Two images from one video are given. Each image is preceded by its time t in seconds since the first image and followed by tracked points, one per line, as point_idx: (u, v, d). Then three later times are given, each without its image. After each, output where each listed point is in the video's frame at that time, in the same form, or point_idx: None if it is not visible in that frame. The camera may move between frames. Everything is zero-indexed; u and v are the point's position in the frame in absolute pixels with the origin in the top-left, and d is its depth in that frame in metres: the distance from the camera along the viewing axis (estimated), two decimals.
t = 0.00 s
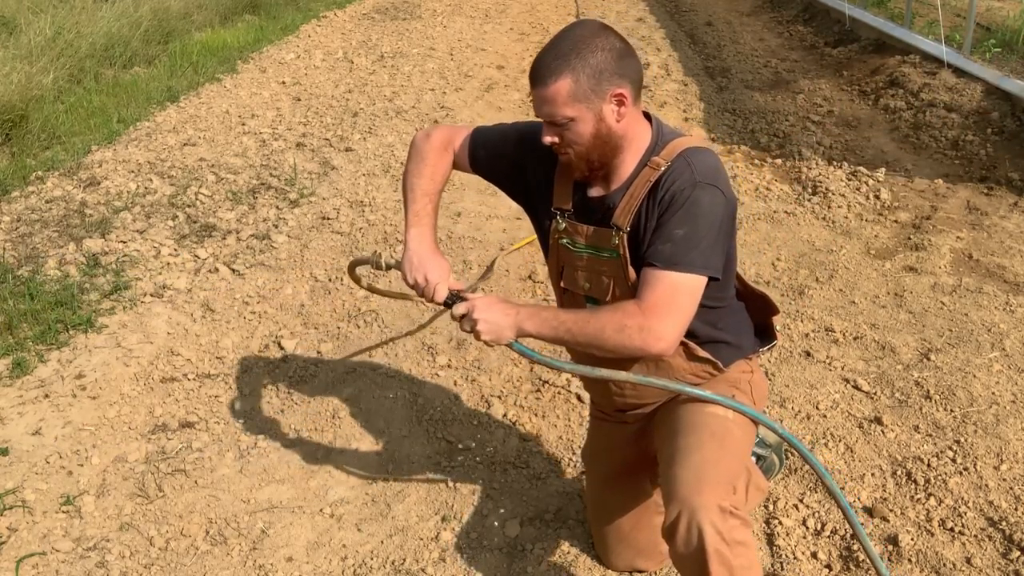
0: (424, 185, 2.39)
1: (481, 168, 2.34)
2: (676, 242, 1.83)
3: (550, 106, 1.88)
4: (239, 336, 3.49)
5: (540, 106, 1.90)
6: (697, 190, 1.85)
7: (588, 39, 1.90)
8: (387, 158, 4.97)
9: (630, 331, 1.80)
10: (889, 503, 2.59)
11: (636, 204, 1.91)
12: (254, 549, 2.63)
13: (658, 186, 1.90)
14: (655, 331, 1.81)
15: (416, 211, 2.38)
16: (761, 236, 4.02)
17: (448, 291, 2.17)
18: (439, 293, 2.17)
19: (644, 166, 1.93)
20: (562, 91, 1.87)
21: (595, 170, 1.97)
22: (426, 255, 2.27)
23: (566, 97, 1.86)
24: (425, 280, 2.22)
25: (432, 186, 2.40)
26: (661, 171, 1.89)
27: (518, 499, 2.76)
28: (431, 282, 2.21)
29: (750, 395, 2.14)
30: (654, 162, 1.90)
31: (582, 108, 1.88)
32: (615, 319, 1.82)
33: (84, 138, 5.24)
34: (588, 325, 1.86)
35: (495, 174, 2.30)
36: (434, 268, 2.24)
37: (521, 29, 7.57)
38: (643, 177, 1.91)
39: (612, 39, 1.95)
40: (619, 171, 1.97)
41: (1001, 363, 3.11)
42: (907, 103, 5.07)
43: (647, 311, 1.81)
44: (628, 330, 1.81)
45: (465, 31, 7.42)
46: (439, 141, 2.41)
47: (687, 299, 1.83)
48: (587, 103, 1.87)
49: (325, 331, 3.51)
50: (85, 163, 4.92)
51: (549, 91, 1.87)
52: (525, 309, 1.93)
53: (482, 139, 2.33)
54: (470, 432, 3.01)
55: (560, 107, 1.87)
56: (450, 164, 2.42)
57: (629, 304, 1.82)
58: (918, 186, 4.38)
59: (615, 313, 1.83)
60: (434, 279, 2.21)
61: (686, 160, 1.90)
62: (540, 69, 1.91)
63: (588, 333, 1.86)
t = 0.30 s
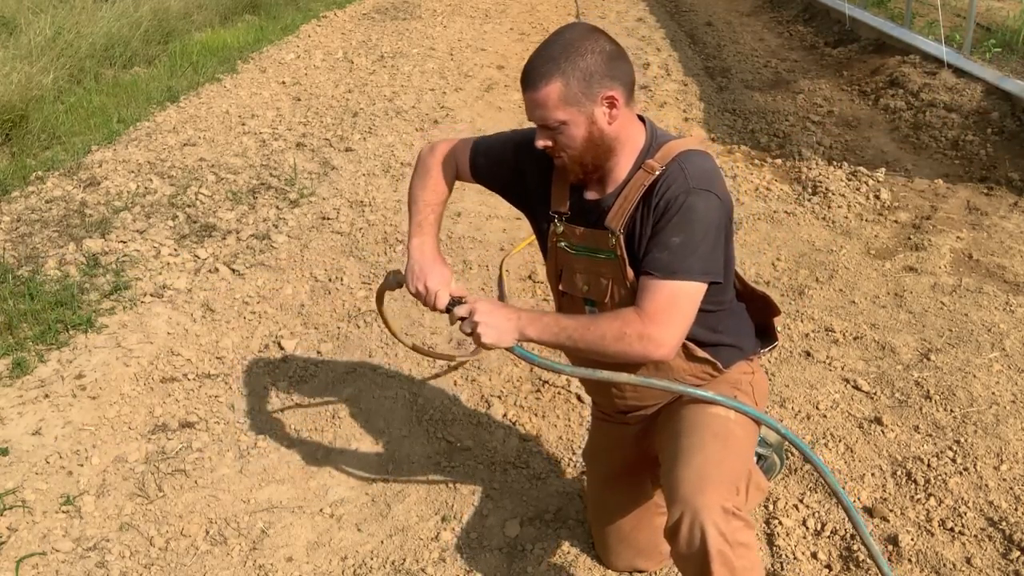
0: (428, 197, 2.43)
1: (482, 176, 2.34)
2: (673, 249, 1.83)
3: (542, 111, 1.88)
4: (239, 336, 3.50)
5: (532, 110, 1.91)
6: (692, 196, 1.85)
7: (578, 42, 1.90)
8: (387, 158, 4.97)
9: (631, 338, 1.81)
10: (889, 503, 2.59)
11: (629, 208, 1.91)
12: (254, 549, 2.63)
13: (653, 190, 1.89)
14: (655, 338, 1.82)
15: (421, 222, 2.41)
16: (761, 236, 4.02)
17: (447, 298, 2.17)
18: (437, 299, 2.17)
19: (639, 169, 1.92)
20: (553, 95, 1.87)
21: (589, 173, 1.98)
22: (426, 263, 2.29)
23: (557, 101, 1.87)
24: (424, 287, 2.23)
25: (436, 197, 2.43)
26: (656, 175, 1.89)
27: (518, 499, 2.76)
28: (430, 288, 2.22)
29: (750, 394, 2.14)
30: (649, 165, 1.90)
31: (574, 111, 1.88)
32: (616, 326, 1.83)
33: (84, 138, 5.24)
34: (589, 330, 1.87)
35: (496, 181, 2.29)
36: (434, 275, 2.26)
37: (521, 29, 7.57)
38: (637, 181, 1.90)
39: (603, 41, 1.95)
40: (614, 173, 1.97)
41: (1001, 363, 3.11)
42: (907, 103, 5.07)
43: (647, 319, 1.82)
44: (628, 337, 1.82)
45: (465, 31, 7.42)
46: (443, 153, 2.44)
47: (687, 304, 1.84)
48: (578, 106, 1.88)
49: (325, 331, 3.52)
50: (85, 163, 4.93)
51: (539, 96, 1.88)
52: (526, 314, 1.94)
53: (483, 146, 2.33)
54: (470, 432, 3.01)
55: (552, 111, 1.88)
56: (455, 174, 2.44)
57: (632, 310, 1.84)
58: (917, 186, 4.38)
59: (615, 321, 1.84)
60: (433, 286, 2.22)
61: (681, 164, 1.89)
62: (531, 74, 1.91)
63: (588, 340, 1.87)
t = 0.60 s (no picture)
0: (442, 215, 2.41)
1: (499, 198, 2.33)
2: (675, 246, 1.82)
3: (533, 108, 1.89)
4: (239, 336, 3.50)
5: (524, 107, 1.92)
6: (693, 193, 1.85)
7: (572, 41, 1.89)
8: (387, 158, 4.97)
9: (636, 338, 1.81)
10: (889, 503, 2.59)
11: (632, 206, 1.91)
12: (254, 549, 2.63)
13: (654, 189, 1.90)
14: (661, 335, 1.81)
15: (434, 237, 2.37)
16: (761, 236, 4.02)
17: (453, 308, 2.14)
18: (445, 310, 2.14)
19: (640, 168, 1.93)
20: (543, 92, 1.87)
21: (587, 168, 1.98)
22: (435, 272, 2.25)
23: (546, 99, 1.87)
24: (431, 295, 2.20)
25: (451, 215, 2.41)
26: (658, 173, 1.89)
27: (518, 499, 2.76)
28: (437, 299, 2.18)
29: (750, 396, 2.14)
30: (651, 163, 1.90)
31: (563, 110, 1.88)
32: (619, 326, 1.82)
33: (84, 138, 5.24)
34: (591, 332, 1.86)
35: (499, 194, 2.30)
36: (442, 284, 2.22)
37: (521, 29, 7.57)
38: (639, 179, 1.91)
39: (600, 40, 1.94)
40: (613, 172, 1.96)
41: (1001, 363, 3.11)
42: (907, 103, 5.07)
43: (653, 317, 1.81)
44: (634, 337, 1.81)
45: (465, 31, 7.42)
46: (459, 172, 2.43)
47: (691, 301, 1.83)
48: (568, 105, 1.87)
49: (325, 331, 3.52)
50: (85, 163, 4.92)
51: (528, 93, 1.89)
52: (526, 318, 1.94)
53: (490, 161, 2.33)
54: (470, 432, 3.01)
55: (541, 109, 1.88)
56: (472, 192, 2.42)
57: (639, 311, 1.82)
58: (917, 186, 4.38)
59: (620, 320, 1.82)
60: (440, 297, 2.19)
61: (681, 162, 1.89)
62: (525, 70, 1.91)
63: (592, 341, 1.86)
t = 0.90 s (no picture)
0: (471, 263, 2.34)
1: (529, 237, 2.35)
2: (698, 243, 1.82)
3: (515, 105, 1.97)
4: (239, 336, 3.50)
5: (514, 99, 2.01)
6: (697, 188, 1.85)
7: (550, 40, 1.88)
8: (387, 158, 4.96)
9: (705, 338, 1.81)
10: (889, 503, 2.59)
11: (632, 205, 1.92)
12: (254, 549, 2.63)
13: (653, 187, 1.91)
14: (724, 332, 1.83)
15: (455, 284, 2.31)
16: (760, 236, 4.02)
17: (447, 360, 2.10)
18: (439, 364, 2.10)
19: (636, 164, 1.93)
20: (515, 87, 1.94)
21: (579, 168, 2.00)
22: (435, 321, 2.20)
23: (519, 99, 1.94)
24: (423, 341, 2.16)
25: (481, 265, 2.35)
26: (654, 170, 1.89)
27: (518, 499, 2.76)
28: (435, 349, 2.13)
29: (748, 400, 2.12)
30: (646, 160, 1.90)
31: (535, 114, 1.94)
32: (686, 333, 1.81)
33: (84, 138, 5.24)
34: (658, 348, 1.83)
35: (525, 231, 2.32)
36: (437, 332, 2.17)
37: (522, 29, 7.57)
38: (636, 177, 1.91)
39: (588, 40, 1.90)
40: (604, 170, 1.96)
41: (1001, 363, 3.11)
42: (907, 103, 5.07)
43: (713, 315, 1.82)
44: (703, 337, 1.81)
45: (464, 31, 7.42)
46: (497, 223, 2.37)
47: (735, 294, 1.84)
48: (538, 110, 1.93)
49: (325, 331, 3.52)
50: (85, 163, 4.92)
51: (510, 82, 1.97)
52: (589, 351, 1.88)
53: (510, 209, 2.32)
54: (470, 432, 3.00)
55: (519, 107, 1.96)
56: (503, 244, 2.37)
57: (701, 311, 1.83)
58: (918, 186, 4.38)
59: (683, 328, 1.82)
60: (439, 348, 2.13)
61: (677, 157, 1.89)
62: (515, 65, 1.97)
63: (665, 357, 1.83)
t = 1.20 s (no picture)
0: (492, 296, 2.31)
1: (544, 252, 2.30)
2: (713, 232, 1.83)
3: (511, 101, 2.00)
4: (239, 336, 3.50)
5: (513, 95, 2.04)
6: (698, 178, 1.85)
7: (542, 40, 1.89)
8: (387, 158, 4.97)
9: (755, 317, 1.82)
10: (889, 503, 2.59)
11: (627, 201, 1.92)
12: (254, 549, 2.63)
13: (649, 183, 1.91)
14: (768, 303, 1.85)
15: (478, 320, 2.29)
16: (760, 236, 4.02)
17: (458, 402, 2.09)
18: (449, 406, 2.09)
19: (631, 160, 1.93)
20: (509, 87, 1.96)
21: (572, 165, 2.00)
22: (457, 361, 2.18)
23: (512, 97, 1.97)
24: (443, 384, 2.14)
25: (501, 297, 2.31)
26: (649, 166, 1.89)
27: (518, 499, 2.75)
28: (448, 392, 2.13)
29: (743, 397, 2.12)
30: (641, 156, 1.90)
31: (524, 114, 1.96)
32: (734, 315, 1.82)
33: (84, 138, 5.24)
34: (709, 339, 1.83)
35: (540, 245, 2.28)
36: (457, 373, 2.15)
37: (522, 29, 7.58)
38: (632, 174, 1.91)
39: (578, 39, 1.91)
40: (597, 167, 1.97)
41: (1001, 363, 3.11)
42: (907, 103, 5.07)
43: (755, 295, 1.83)
44: (753, 317, 1.82)
45: (464, 31, 7.42)
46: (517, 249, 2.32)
47: (763, 270, 1.85)
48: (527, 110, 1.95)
49: (325, 331, 3.52)
50: (85, 163, 4.92)
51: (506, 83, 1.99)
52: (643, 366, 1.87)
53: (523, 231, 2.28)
54: (470, 432, 3.00)
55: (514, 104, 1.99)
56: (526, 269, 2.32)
57: (745, 282, 1.84)
58: (918, 186, 4.38)
59: (732, 316, 1.82)
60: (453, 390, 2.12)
61: (673, 152, 1.90)
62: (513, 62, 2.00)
63: (721, 345, 1.83)
